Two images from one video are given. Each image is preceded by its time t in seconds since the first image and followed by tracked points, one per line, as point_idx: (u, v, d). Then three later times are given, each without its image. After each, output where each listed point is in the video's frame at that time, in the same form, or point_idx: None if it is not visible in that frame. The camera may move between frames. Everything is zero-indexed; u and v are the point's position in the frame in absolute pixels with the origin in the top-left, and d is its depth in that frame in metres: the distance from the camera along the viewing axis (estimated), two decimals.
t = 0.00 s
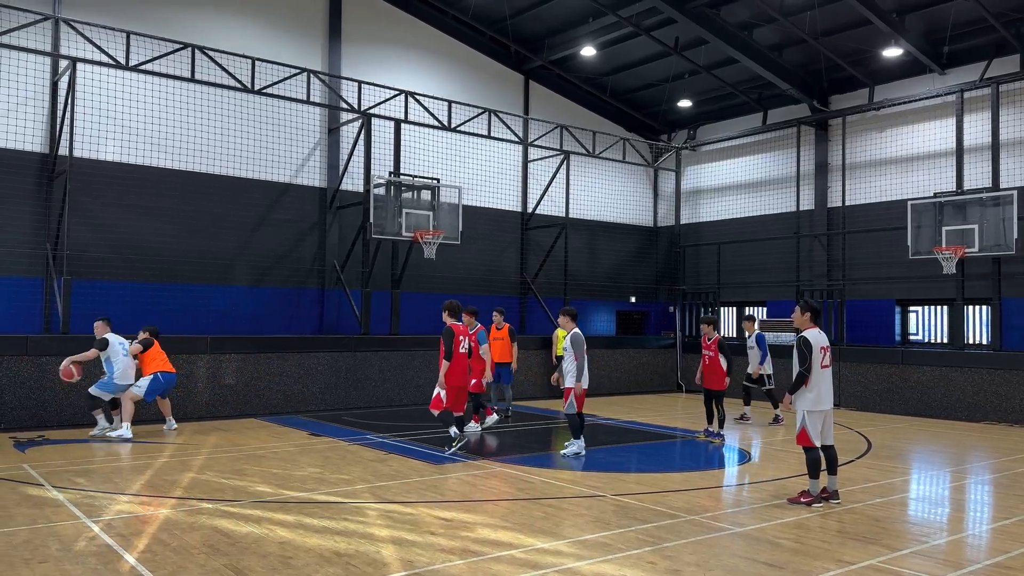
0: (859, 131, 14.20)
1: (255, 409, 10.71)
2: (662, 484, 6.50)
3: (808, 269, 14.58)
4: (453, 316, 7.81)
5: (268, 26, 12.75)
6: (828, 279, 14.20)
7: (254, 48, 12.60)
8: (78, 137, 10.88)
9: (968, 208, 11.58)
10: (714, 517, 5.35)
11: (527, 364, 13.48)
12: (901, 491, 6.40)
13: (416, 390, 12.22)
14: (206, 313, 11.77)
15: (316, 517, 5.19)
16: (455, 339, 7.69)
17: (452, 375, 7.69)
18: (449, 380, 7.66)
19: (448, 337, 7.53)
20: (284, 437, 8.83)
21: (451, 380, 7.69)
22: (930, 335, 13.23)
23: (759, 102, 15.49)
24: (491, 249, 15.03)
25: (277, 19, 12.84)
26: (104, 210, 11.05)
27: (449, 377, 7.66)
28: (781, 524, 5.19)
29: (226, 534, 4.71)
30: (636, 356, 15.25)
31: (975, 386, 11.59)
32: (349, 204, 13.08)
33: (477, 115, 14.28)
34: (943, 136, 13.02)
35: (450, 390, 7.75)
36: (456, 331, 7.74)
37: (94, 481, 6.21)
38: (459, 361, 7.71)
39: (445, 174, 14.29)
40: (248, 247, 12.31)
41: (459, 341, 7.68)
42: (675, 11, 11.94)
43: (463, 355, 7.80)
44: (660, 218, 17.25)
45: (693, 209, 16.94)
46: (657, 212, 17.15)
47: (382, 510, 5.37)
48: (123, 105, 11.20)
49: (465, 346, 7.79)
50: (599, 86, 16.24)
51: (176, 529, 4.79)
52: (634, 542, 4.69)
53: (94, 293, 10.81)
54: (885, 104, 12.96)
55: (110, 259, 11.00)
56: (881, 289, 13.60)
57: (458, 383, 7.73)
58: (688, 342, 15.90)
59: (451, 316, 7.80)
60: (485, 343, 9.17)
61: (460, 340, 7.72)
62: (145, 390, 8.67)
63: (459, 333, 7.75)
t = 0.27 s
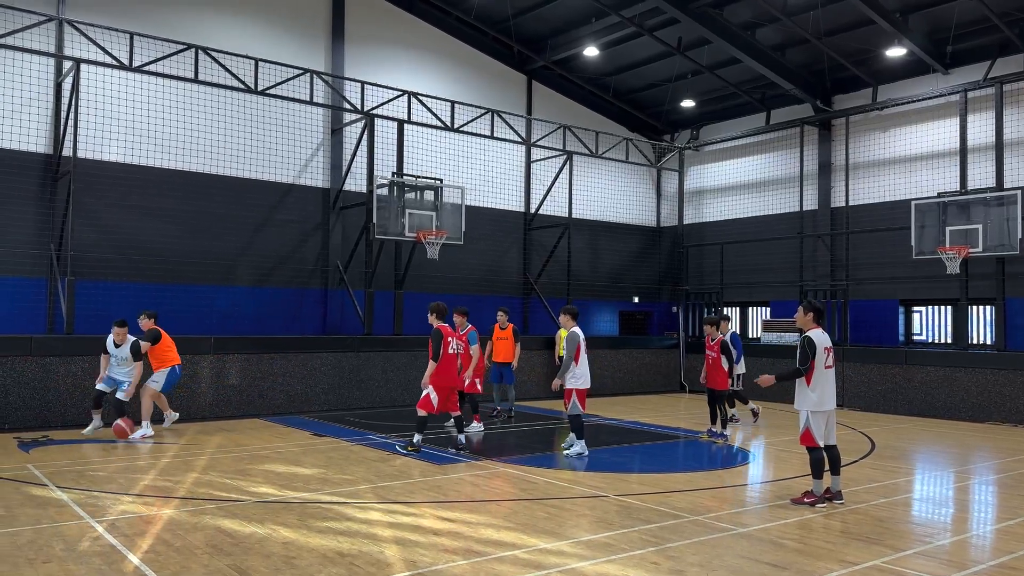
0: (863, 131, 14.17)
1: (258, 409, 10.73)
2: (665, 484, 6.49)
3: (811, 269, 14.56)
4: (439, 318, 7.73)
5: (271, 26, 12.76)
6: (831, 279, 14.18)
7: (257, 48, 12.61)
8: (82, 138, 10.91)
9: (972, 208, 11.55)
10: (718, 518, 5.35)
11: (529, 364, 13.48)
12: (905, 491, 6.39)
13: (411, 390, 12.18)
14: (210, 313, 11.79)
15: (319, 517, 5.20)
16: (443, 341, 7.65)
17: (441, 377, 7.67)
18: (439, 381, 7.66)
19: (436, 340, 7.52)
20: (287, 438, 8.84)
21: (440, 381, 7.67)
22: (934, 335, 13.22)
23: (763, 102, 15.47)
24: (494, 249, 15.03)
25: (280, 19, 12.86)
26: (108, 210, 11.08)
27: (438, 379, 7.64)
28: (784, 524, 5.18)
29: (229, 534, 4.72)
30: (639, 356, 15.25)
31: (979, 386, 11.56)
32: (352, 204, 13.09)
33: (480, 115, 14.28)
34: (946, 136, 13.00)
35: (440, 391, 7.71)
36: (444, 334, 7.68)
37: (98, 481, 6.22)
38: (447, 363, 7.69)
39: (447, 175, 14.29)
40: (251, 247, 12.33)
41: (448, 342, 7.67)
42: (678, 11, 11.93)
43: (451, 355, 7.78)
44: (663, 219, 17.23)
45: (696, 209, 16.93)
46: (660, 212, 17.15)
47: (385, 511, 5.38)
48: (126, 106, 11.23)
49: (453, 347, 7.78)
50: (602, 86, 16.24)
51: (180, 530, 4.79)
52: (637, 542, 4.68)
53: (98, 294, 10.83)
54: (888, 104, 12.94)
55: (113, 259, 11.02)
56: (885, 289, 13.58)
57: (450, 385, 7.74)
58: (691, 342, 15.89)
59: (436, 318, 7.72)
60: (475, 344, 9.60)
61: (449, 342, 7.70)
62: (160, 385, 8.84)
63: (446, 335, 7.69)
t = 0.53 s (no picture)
0: (866, 131, 14.15)
1: (262, 409, 10.74)
2: (668, 485, 6.48)
3: (815, 269, 14.54)
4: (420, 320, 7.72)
5: (273, 27, 12.77)
6: (835, 279, 14.16)
7: (260, 49, 12.63)
8: (85, 139, 10.93)
9: (975, 208, 11.52)
10: (721, 518, 5.34)
11: (532, 365, 13.48)
12: (908, 492, 6.37)
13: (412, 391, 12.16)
14: (213, 314, 11.81)
15: (322, 518, 5.20)
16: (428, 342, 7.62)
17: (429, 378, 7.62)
18: (429, 380, 7.62)
19: (420, 342, 7.48)
20: (290, 438, 8.84)
21: (430, 382, 7.63)
22: (938, 336, 13.19)
23: (766, 102, 15.45)
24: (497, 250, 15.03)
25: (283, 21, 12.87)
26: (111, 211, 11.10)
27: (426, 378, 7.60)
28: (787, 525, 5.17)
29: (232, 535, 4.72)
30: (642, 356, 15.23)
31: (982, 386, 11.54)
32: (355, 205, 13.10)
33: (482, 116, 14.28)
34: (950, 136, 12.97)
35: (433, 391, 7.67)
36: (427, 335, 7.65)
37: (101, 482, 6.23)
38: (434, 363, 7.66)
39: (450, 175, 14.30)
40: (255, 248, 12.34)
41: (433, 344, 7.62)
42: (681, 12, 11.92)
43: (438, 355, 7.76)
44: (666, 219, 17.22)
45: (699, 210, 16.91)
46: (663, 212, 17.14)
47: (388, 511, 5.37)
48: (130, 107, 11.25)
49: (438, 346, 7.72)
50: (604, 87, 16.23)
51: (183, 530, 4.80)
52: (640, 543, 4.68)
53: (102, 294, 10.85)
54: (891, 104, 12.92)
55: (117, 260, 11.04)
56: (888, 289, 13.56)
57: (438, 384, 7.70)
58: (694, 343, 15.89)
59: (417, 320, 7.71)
60: (473, 343, 9.69)
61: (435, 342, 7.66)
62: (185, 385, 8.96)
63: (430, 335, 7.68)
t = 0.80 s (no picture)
0: (869, 131, 14.13)
1: (265, 410, 10.76)
2: (670, 486, 6.48)
3: (817, 269, 14.52)
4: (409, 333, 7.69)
5: (275, 27, 12.78)
6: (837, 279, 14.14)
7: (263, 50, 12.64)
8: (88, 140, 10.95)
9: (978, 208, 11.51)
10: (723, 519, 5.34)
11: (535, 365, 13.48)
12: (912, 492, 6.36)
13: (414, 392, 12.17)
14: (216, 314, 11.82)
15: (324, 518, 5.20)
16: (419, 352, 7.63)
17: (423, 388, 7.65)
18: (423, 388, 7.67)
19: (409, 357, 7.46)
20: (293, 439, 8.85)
21: (426, 389, 7.68)
22: (941, 336, 13.17)
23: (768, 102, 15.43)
24: (499, 250, 15.04)
25: (285, 21, 12.88)
26: (114, 212, 11.11)
27: (421, 388, 7.65)
28: (790, 526, 5.17)
29: (235, 536, 4.72)
30: (644, 357, 15.23)
31: (986, 386, 11.52)
32: (357, 206, 13.11)
33: (485, 117, 14.28)
34: (953, 136, 12.95)
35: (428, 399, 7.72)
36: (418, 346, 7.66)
37: (104, 482, 6.24)
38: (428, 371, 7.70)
39: (452, 176, 14.30)
40: (257, 249, 12.36)
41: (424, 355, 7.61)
42: (683, 12, 11.91)
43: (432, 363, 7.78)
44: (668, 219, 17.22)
45: (701, 210, 16.91)
46: (665, 212, 17.14)
47: (390, 512, 5.37)
48: (133, 108, 11.27)
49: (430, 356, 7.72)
50: (607, 87, 16.23)
51: (186, 531, 4.80)
52: (643, 544, 4.68)
53: (105, 295, 10.87)
54: (894, 104, 12.90)
55: (120, 261, 11.06)
56: (891, 289, 13.54)
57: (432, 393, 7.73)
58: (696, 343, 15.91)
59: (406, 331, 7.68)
60: (472, 348, 9.63)
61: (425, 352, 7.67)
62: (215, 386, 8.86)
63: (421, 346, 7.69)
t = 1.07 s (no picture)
0: (871, 131, 14.12)
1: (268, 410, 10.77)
2: (672, 486, 6.46)
3: (819, 269, 14.50)
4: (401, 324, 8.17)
5: (277, 27, 12.79)
6: (839, 279, 14.12)
7: (265, 50, 12.65)
8: (91, 141, 10.96)
9: (981, 208, 11.49)
10: (726, 519, 5.33)
11: (537, 365, 13.47)
12: (914, 493, 6.34)
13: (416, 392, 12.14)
14: (218, 315, 11.83)
15: (327, 518, 5.21)
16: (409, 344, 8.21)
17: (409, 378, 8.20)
18: (411, 380, 8.20)
19: (402, 347, 8.03)
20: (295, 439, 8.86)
21: (414, 382, 8.23)
22: (944, 336, 13.12)
23: (771, 102, 15.41)
24: (501, 250, 15.04)
25: (288, 22, 12.90)
26: (117, 212, 11.13)
27: (410, 378, 8.19)
28: (793, 526, 5.16)
29: (238, 536, 4.73)
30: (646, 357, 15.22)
31: (988, 386, 11.50)
32: (360, 206, 13.11)
33: (487, 117, 14.29)
34: (956, 136, 12.94)
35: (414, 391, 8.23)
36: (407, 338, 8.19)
37: (107, 482, 6.26)
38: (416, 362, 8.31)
39: (454, 176, 14.31)
40: (259, 249, 12.38)
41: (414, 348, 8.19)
42: (685, 11, 11.90)
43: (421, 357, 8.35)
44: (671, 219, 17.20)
45: (703, 210, 16.90)
46: (667, 212, 17.13)
47: (393, 512, 5.38)
48: (135, 109, 11.29)
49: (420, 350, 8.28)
50: (609, 87, 16.23)
51: (188, 531, 4.81)
52: (645, 544, 4.67)
53: (108, 295, 10.89)
54: (896, 104, 12.88)
55: (122, 261, 11.08)
56: (894, 289, 13.52)
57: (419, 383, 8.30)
58: (698, 343, 15.88)
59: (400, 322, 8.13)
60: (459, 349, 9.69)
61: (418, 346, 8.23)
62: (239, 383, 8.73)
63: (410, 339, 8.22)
